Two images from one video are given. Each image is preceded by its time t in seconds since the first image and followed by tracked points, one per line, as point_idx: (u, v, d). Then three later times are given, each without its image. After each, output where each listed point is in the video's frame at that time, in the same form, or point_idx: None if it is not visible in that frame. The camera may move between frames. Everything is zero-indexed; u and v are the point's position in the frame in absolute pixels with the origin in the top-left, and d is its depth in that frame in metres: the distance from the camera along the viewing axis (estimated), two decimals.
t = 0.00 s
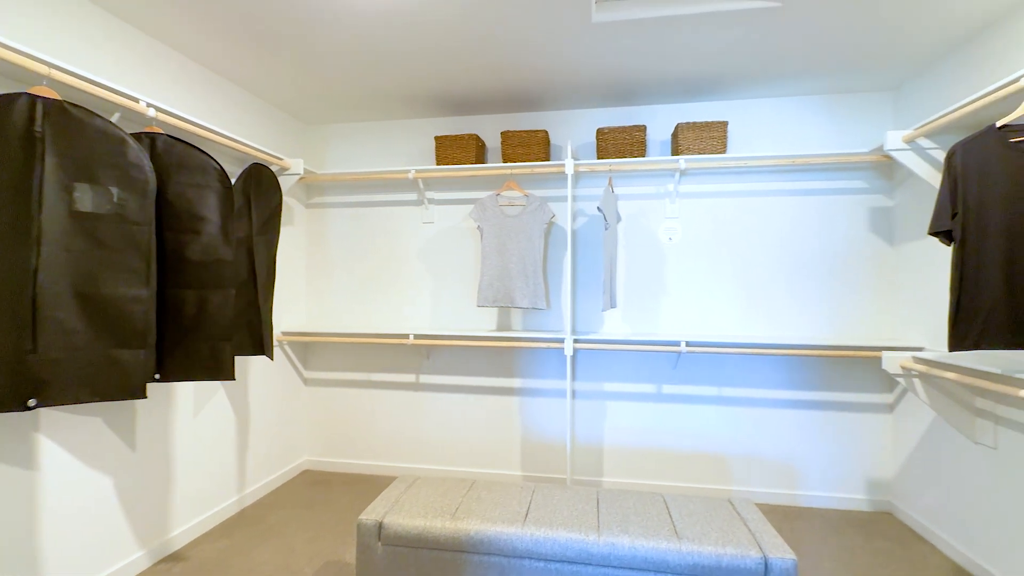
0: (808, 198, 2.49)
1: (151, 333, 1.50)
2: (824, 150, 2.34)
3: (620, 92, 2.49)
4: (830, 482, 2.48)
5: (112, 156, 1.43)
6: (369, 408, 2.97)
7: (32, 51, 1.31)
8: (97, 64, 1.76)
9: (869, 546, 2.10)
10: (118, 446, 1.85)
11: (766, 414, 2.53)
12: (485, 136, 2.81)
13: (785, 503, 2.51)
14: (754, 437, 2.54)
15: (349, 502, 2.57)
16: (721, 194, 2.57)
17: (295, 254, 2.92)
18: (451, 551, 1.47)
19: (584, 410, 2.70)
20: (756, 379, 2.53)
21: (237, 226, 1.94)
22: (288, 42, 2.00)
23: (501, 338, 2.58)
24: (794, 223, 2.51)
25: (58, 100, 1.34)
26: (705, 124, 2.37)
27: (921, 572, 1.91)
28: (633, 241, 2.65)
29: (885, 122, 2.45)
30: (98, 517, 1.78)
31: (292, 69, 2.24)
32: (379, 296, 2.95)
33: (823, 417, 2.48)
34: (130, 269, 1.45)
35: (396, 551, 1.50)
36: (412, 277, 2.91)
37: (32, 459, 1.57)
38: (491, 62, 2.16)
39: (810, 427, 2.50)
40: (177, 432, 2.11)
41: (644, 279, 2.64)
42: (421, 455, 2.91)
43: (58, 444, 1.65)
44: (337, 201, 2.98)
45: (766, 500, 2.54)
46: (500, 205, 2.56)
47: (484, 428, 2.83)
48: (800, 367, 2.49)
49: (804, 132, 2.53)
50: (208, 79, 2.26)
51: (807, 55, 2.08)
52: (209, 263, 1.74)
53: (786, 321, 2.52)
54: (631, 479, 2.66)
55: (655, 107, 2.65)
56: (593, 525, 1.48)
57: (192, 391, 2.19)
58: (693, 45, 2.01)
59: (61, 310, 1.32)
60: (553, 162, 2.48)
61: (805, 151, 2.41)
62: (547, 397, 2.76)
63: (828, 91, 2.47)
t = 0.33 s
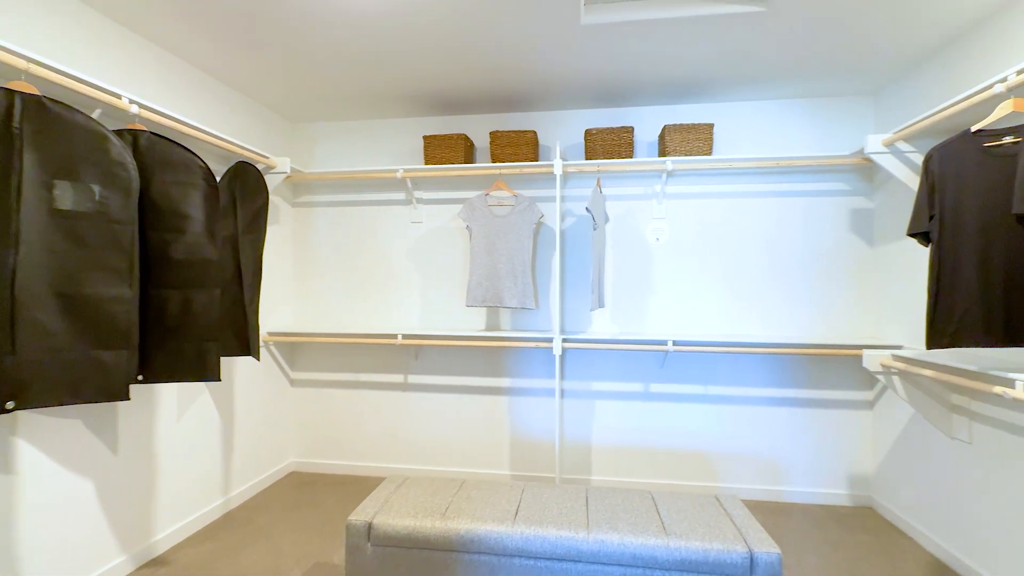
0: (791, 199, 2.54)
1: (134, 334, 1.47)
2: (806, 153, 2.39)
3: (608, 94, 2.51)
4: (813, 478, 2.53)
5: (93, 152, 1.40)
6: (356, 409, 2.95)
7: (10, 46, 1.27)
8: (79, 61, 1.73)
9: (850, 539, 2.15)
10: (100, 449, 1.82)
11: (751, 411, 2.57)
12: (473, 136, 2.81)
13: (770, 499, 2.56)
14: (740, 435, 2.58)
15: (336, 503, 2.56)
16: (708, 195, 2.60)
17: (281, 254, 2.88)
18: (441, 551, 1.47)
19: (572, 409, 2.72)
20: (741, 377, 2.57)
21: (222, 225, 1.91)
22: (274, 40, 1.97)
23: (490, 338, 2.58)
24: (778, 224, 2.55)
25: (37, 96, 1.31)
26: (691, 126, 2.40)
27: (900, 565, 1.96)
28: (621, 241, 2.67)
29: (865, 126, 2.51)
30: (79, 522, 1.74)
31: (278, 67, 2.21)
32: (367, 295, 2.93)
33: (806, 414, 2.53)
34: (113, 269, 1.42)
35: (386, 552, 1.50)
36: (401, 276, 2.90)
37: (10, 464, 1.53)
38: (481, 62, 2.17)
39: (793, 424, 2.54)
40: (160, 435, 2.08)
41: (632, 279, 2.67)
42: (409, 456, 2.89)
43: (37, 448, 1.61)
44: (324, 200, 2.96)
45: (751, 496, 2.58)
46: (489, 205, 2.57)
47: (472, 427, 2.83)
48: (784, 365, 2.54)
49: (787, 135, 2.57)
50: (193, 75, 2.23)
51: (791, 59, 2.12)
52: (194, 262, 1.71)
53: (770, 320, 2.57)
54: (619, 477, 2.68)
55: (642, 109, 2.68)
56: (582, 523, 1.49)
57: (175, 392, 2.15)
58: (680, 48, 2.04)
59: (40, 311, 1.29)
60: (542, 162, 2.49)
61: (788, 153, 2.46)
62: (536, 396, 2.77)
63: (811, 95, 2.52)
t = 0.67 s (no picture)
0: (776, 201, 2.58)
1: (117, 334, 1.44)
2: (790, 155, 2.44)
3: (597, 95, 2.53)
4: (796, 474, 2.58)
5: (75, 148, 1.37)
6: (345, 410, 2.93)
7: None
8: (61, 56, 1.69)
9: (832, 534, 2.20)
10: (82, 453, 1.78)
11: (737, 409, 2.61)
12: (462, 136, 2.81)
13: (755, 495, 2.60)
14: (726, 432, 2.62)
15: (324, 504, 2.54)
16: (695, 196, 2.64)
17: (267, 253, 2.85)
18: (432, 550, 1.47)
19: (561, 408, 2.73)
20: (728, 376, 2.61)
21: (208, 224, 1.88)
22: (262, 38, 1.95)
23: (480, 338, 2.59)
24: (763, 224, 2.60)
25: (15, 91, 1.28)
26: (678, 128, 2.43)
27: (881, 558, 2.01)
28: (610, 241, 2.70)
29: (847, 129, 2.57)
30: (60, 527, 1.70)
31: (266, 65, 2.19)
32: (355, 296, 2.91)
33: (790, 412, 2.58)
34: (95, 268, 1.39)
35: (376, 552, 1.49)
36: (389, 276, 2.88)
37: None
38: (470, 62, 2.17)
39: (778, 422, 2.59)
40: (143, 437, 2.04)
41: (620, 279, 2.69)
42: (398, 456, 2.88)
43: (15, 452, 1.57)
44: (312, 199, 2.93)
45: (736, 493, 2.62)
46: (479, 204, 2.57)
47: (461, 427, 2.83)
48: (769, 364, 2.58)
49: (772, 137, 2.62)
50: (178, 72, 2.19)
51: (775, 63, 2.16)
52: (179, 261, 1.68)
53: (756, 320, 2.61)
54: (608, 475, 2.70)
55: (630, 110, 2.70)
56: (573, 520, 1.50)
57: (159, 394, 2.12)
58: (668, 51, 2.06)
59: (18, 310, 1.26)
60: (531, 163, 2.50)
61: (773, 156, 2.50)
62: (525, 396, 2.77)
63: (794, 98, 2.57)
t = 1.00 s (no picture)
0: (761, 202, 2.63)
1: (101, 334, 1.41)
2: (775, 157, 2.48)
3: (587, 96, 2.55)
4: (782, 470, 2.63)
5: (58, 146, 1.34)
6: (333, 410, 2.91)
7: None
8: (42, 50, 1.65)
9: (817, 529, 2.24)
10: (63, 456, 1.74)
11: (724, 408, 2.65)
12: (452, 135, 2.81)
13: (741, 492, 2.63)
14: (713, 430, 2.66)
15: (312, 506, 2.52)
16: (682, 197, 2.67)
17: (254, 253, 2.82)
18: (423, 550, 1.47)
19: (551, 407, 2.74)
20: (715, 374, 2.65)
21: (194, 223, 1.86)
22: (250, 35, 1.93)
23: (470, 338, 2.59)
24: (749, 225, 2.64)
25: None
26: (667, 129, 2.46)
27: (863, 552, 2.05)
28: (599, 242, 2.72)
29: (831, 132, 2.62)
30: (41, 532, 1.67)
31: (254, 63, 2.17)
32: (343, 295, 2.89)
33: (776, 410, 2.63)
34: (79, 267, 1.37)
35: (366, 552, 1.49)
36: (379, 276, 2.87)
37: None
38: (461, 62, 2.17)
39: (764, 419, 2.63)
40: (127, 439, 2.00)
41: (609, 279, 2.72)
42: (387, 457, 2.87)
43: None
44: (300, 198, 2.90)
45: (723, 490, 2.65)
46: (469, 204, 2.57)
47: (451, 427, 2.82)
48: (755, 362, 2.63)
49: (758, 140, 2.66)
50: (164, 68, 2.16)
51: (762, 66, 2.20)
52: (164, 261, 1.66)
53: (742, 319, 2.65)
54: (598, 473, 2.72)
55: (620, 112, 2.73)
56: (564, 518, 1.51)
57: (144, 395, 2.09)
58: (657, 53, 2.09)
59: None
60: (521, 163, 2.51)
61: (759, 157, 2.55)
62: (515, 395, 2.78)
63: (780, 101, 2.61)
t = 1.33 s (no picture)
0: (748, 203, 2.67)
1: (85, 335, 1.39)
2: (762, 159, 2.52)
3: (577, 97, 2.56)
4: (768, 467, 2.67)
5: (41, 144, 1.32)
6: (322, 411, 2.88)
7: None
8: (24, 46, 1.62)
9: (802, 524, 2.28)
10: (45, 459, 1.71)
11: (712, 406, 2.69)
12: (443, 135, 2.81)
13: (729, 489, 2.67)
14: (701, 428, 2.69)
15: (302, 507, 2.50)
16: (671, 198, 2.70)
17: (242, 252, 2.79)
18: (415, 550, 1.47)
19: (541, 407, 2.75)
20: (703, 373, 2.68)
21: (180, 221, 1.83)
22: (239, 33, 1.91)
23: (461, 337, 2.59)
24: (737, 226, 2.67)
25: None
26: (656, 131, 2.49)
27: (847, 546, 2.09)
28: (589, 242, 2.73)
29: (816, 135, 2.67)
30: (23, 537, 1.63)
31: (242, 60, 2.14)
32: (333, 295, 2.87)
33: (763, 408, 2.67)
34: (63, 267, 1.35)
35: (357, 553, 1.48)
36: (368, 276, 2.85)
37: None
38: (452, 62, 2.17)
39: (751, 417, 2.67)
40: (111, 442, 1.97)
41: (599, 279, 2.74)
42: (377, 458, 2.86)
43: None
44: (288, 197, 2.88)
45: (712, 487, 2.69)
46: (460, 204, 2.57)
47: (442, 427, 2.82)
48: (742, 361, 2.66)
49: (746, 142, 2.70)
50: (150, 65, 2.13)
51: (749, 69, 2.23)
52: (150, 260, 1.64)
53: (730, 319, 2.69)
54: (588, 472, 2.74)
55: (610, 113, 2.75)
56: (556, 517, 1.52)
57: (129, 396, 2.05)
58: (647, 55, 2.11)
59: None
60: (512, 163, 2.51)
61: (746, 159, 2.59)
62: (505, 395, 2.79)
63: (766, 104, 2.66)
